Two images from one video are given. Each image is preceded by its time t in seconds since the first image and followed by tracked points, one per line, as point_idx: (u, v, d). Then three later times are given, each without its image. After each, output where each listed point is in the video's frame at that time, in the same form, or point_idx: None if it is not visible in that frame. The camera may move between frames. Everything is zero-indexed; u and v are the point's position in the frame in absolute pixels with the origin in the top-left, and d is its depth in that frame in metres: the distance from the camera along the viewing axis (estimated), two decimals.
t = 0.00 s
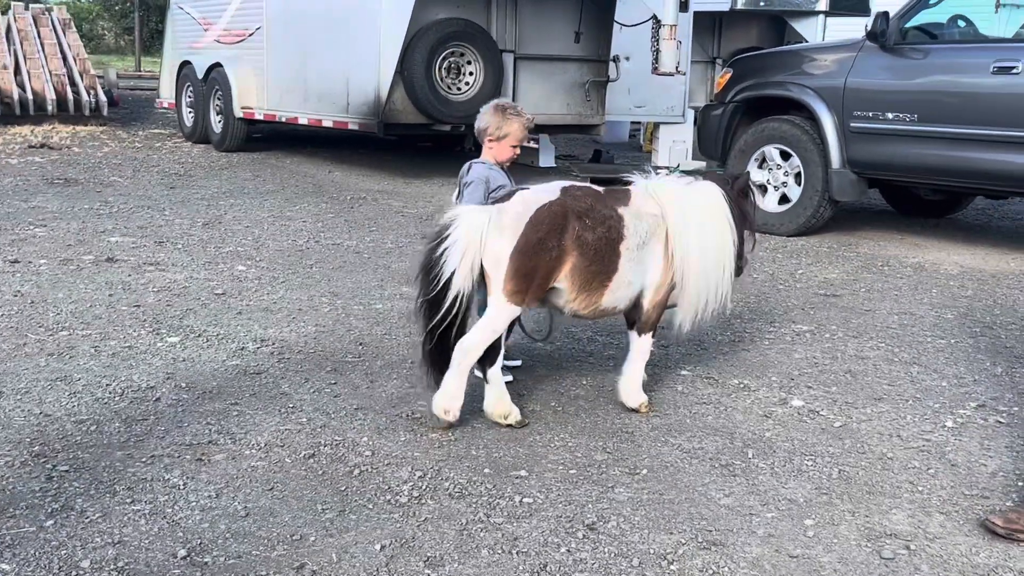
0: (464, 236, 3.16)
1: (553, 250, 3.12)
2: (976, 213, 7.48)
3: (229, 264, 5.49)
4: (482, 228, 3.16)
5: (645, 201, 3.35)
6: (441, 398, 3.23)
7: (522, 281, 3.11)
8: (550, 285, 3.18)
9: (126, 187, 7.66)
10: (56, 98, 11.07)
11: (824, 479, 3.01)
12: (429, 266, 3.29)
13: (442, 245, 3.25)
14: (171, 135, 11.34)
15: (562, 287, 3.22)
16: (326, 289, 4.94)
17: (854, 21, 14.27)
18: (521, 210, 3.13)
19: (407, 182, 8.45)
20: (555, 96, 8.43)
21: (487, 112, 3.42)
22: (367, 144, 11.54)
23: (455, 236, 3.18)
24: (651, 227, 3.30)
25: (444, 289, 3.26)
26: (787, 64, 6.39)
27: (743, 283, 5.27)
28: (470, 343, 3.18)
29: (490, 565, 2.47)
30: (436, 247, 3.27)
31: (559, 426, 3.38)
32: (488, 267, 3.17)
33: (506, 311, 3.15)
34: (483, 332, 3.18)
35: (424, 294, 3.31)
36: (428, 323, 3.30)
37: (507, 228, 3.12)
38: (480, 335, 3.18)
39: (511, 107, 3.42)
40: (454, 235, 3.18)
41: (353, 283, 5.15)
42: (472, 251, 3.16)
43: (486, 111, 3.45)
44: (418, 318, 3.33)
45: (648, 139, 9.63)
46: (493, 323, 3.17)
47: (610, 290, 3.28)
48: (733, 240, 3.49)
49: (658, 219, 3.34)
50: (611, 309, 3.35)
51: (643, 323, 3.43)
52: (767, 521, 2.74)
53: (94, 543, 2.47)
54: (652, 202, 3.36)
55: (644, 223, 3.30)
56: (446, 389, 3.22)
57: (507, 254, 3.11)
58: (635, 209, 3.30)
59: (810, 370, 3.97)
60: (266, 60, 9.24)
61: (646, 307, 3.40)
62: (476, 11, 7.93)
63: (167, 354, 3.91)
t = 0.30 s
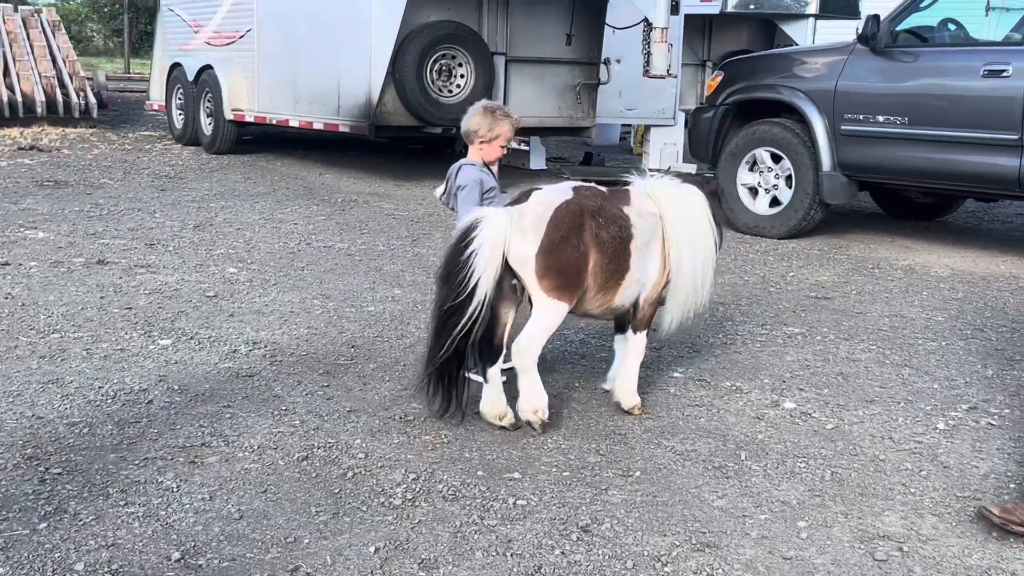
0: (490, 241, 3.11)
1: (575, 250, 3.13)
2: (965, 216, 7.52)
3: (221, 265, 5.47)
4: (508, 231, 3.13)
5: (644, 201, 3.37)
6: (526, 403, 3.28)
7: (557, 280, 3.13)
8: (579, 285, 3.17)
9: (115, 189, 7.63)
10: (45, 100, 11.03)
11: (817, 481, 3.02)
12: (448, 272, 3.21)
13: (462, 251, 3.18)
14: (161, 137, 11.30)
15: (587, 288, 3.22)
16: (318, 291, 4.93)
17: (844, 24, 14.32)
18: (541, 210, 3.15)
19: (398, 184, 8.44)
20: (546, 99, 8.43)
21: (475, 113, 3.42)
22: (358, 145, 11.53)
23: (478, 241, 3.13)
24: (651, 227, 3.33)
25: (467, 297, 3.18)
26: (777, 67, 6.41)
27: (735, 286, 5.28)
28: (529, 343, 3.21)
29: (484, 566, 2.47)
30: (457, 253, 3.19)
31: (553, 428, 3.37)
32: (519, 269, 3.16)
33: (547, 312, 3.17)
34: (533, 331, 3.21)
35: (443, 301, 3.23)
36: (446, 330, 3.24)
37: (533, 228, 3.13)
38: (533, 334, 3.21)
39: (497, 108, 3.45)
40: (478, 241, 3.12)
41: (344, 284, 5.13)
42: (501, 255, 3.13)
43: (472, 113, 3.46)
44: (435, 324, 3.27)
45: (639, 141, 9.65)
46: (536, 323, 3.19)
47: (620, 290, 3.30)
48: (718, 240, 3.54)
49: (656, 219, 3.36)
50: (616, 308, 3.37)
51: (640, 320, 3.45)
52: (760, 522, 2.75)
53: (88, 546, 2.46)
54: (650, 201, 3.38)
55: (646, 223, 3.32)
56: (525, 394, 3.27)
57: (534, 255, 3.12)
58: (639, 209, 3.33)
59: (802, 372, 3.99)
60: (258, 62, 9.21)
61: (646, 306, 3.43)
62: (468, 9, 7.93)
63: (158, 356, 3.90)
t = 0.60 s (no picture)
0: (532, 247, 3.17)
1: (609, 247, 3.23)
2: (961, 217, 7.54)
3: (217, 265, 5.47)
4: (548, 237, 3.19)
5: (646, 198, 3.47)
6: (582, 408, 3.38)
7: (597, 281, 3.23)
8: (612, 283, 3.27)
9: (112, 190, 7.62)
10: (42, 101, 11.02)
11: (814, 481, 3.03)
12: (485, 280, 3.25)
13: (501, 259, 3.22)
14: (158, 138, 11.29)
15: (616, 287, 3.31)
16: (315, 292, 4.92)
17: (840, 25, 14.35)
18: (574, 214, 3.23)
19: (395, 185, 8.45)
20: (543, 99, 8.38)
21: (471, 118, 3.40)
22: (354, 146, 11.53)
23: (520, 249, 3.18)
24: (657, 222, 3.42)
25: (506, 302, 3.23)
26: (773, 69, 6.43)
27: (731, 287, 5.29)
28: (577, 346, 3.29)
29: (482, 566, 2.48)
30: (497, 261, 3.23)
31: (550, 429, 3.38)
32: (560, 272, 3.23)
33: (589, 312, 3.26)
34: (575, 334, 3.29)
35: (478, 306, 3.28)
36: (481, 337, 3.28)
37: (570, 232, 3.21)
38: (580, 339, 3.30)
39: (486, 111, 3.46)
40: (521, 248, 3.17)
41: (342, 283, 5.13)
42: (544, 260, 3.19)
43: (464, 116, 3.43)
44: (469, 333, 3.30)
45: (636, 142, 9.66)
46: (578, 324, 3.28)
47: (637, 289, 3.38)
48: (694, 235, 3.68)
49: (658, 214, 3.46)
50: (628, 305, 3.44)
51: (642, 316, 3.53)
52: (757, 522, 2.76)
53: (85, 546, 2.46)
54: (651, 198, 3.47)
55: (652, 218, 3.42)
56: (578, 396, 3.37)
57: (573, 257, 3.20)
58: (648, 209, 3.40)
59: (799, 373, 4.00)
60: (255, 62, 9.21)
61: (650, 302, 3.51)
62: (465, 9, 7.92)
63: (155, 357, 3.89)
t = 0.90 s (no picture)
0: (581, 241, 3.25)
1: (642, 242, 3.37)
2: (963, 217, 7.53)
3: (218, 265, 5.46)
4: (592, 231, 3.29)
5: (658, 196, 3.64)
6: (585, 402, 3.39)
7: (629, 274, 3.36)
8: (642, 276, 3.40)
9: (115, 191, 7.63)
10: (44, 101, 11.03)
11: (816, 481, 3.03)
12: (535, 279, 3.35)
13: (553, 257, 3.31)
14: (160, 138, 11.30)
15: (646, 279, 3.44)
16: (317, 292, 4.93)
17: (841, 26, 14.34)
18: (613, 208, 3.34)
19: (397, 185, 8.45)
20: (544, 99, 8.38)
21: (462, 120, 3.47)
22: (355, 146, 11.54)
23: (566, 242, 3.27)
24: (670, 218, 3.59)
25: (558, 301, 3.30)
26: (775, 69, 6.43)
27: (733, 287, 5.29)
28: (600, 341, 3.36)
29: (483, 566, 2.48)
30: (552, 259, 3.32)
31: (552, 429, 3.38)
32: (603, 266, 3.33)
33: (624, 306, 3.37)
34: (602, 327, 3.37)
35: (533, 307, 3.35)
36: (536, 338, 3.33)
37: (612, 227, 3.32)
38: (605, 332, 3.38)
39: (476, 112, 3.53)
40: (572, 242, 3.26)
41: (344, 283, 5.13)
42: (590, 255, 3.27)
43: (455, 117, 3.48)
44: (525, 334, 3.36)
45: (637, 142, 9.66)
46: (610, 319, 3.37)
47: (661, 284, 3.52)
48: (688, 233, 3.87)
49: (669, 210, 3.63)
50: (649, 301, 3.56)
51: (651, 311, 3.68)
52: (758, 522, 2.76)
53: (87, 546, 2.46)
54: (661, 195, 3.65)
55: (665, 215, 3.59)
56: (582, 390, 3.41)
57: (615, 251, 3.31)
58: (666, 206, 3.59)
59: (801, 373, 4.00)
60: (257, 63, 9.22)
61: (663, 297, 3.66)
62: (466, 9, 7.91)
63: (156, 357, 3.89)
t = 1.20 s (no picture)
0: (613, 240, 3.28)
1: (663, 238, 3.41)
2: (969, 217, 7.51)
3: (224, 265, 5.48)
4: (622, 229, 3.31)
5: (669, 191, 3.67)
6: (594, 400, 3.40)
7: (652, 271, 3.39)
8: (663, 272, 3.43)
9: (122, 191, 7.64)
10: (51, 102, 11.06)
11: (822, 482, 3.02)
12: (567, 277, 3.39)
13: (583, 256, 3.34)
14: (167, 139, 11.33)
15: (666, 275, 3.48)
16: (323, 292, 4.94)
17: (847, 25, 14.31)
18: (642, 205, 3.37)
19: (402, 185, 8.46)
20: (550, 100, 8.36)
21: (441, 120, 3.50)
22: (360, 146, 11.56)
23: (598, 241, 3.31)
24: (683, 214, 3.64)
25: (590, 299, 3.35)
26: (782, 69, 6.41)
27: (739, 287, 5.28)
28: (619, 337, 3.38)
29: (489, 566, 2.48)
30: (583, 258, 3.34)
31: (559, 430, 3.37)
32: (632, 263, 3.35)
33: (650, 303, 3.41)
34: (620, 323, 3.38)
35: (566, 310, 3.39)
36: (572, 339, 3.40)
37: (641, 224, 3.35)
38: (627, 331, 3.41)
39: (454, 112, 3.56)
40: (605, 240, 3.29)
41: (349, 283, 5.14)
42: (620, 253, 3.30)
43: (434, 117, 3.52)
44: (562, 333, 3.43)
45: (644, 143, 9.65)
46: (631, 316, 3.39)
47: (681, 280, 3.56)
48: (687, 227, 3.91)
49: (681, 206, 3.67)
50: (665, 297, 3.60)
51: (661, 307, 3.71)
52: (764, 523, 2.76)
53: (93, 546, 2.47)
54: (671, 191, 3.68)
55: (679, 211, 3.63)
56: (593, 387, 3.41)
57: (642, 248, 3.34)
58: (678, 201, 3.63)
59: (807, 373, 3.99)
60: (263, 63, 9.24)
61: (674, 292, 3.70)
62: (472, 9, 7.90)
63: (162, 357, 3.90)
